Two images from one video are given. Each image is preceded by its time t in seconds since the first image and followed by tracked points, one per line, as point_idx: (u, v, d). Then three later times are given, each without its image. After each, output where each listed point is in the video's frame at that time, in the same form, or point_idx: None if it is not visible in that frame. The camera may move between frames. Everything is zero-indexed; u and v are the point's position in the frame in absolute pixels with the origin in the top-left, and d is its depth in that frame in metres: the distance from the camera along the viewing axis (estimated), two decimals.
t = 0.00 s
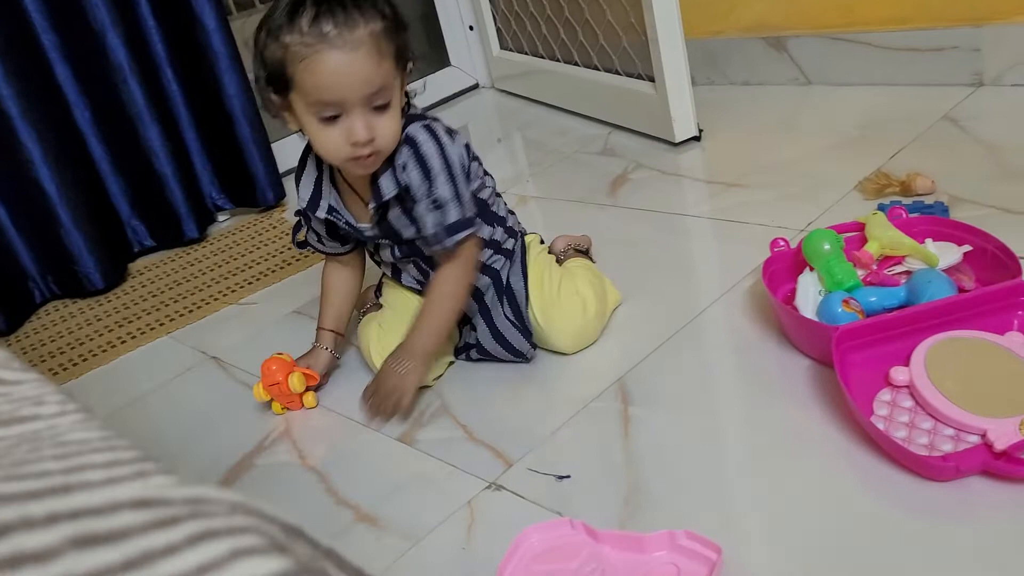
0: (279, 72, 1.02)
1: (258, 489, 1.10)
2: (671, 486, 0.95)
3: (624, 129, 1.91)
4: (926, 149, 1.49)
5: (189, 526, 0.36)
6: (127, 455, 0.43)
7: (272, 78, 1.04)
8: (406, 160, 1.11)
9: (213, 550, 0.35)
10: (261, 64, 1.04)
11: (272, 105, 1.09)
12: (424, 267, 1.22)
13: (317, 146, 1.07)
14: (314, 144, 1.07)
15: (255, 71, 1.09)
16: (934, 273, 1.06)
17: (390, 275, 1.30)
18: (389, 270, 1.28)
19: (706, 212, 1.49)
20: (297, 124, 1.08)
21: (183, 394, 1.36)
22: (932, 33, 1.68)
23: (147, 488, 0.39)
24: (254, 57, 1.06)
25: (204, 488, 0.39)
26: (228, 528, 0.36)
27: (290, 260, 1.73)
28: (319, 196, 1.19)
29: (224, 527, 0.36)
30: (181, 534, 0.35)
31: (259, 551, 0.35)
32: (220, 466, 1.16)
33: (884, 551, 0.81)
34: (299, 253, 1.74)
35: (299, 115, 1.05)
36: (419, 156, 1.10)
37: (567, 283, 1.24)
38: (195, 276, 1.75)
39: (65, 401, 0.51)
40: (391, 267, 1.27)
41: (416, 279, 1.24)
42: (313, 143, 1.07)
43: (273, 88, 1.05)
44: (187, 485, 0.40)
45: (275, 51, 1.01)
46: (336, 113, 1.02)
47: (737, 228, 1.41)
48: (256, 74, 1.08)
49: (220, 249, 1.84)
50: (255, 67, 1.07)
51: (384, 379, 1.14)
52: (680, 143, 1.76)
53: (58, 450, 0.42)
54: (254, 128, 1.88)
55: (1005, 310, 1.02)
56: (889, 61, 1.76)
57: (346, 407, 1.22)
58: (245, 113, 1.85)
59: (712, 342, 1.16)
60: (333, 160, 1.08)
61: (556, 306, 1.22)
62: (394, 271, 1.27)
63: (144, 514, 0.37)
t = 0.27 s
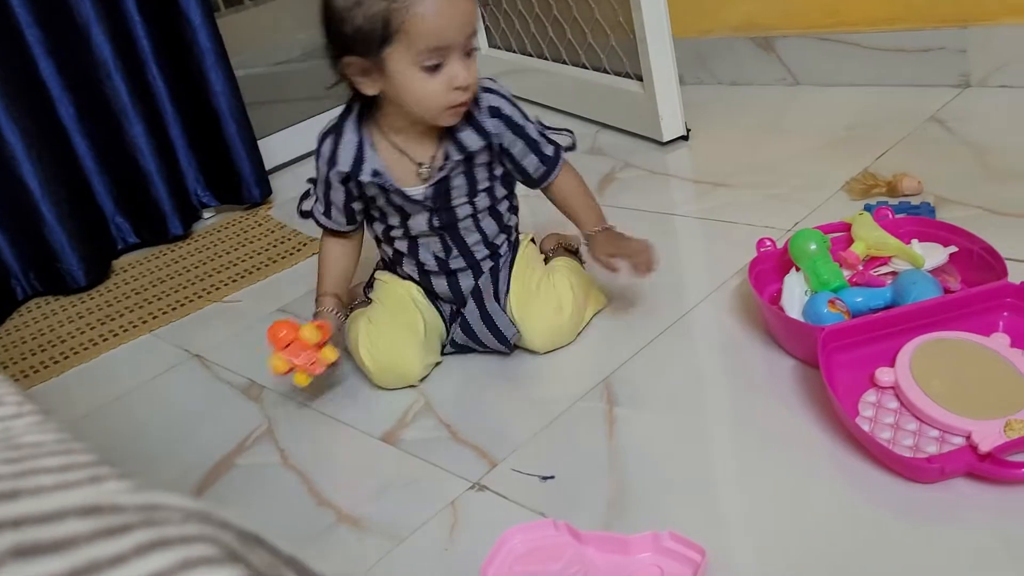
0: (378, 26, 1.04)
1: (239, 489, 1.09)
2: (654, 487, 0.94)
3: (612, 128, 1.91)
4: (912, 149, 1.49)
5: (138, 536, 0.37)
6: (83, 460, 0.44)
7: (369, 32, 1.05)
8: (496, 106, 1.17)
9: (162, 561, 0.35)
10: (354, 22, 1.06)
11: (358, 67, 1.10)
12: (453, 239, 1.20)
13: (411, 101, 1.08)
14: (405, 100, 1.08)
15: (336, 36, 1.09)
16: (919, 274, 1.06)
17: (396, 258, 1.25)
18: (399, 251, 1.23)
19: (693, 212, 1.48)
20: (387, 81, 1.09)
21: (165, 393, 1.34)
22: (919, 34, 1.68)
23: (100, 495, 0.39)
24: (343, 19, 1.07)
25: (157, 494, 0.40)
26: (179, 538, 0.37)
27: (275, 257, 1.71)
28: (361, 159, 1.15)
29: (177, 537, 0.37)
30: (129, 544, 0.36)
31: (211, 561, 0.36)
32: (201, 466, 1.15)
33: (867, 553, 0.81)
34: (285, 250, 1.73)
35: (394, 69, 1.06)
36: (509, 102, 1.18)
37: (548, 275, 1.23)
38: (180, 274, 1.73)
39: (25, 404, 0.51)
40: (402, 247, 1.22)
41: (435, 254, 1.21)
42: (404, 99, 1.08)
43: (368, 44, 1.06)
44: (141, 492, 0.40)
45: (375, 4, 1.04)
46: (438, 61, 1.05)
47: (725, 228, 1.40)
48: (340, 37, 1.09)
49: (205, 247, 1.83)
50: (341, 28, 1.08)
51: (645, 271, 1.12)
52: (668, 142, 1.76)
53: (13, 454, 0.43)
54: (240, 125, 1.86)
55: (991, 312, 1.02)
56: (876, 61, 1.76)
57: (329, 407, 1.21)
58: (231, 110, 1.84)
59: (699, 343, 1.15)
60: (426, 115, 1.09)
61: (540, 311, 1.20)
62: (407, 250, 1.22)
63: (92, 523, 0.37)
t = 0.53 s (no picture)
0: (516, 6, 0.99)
1: (218, 492, 1.08)
2: (634, 491, 0.94)
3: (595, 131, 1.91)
4: (893, 155, 1.50)
5: (100, 550, 0.37)
6: (47, 471, 0.44)
7: (501, 12, 1.00)
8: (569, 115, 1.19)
9: None
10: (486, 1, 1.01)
11: (479, 47, 1.04)
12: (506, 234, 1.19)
13: (531, 87, 1.03)
14: (523, 86, 1.04)
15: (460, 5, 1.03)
16: (897, 280, 1.06)
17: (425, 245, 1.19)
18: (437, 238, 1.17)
19: (676, 216, 1.48)
20: (506, 64, 1.04)
21: (144, 394, 1.33)
22: (900, 41, 1.69)
23: (61, 506, 0.40)
24: None
25: (121, 506, 0.41)
26: (141, 552, 0.38)
27: (257, 258, 1.70)
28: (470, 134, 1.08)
29: (139, 551, 0.38)
30: (89, 558, 0.36)
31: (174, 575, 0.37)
32: (179, 468, 1.14)
33: (843, 558, 0.81)
34: (266, 251, 1.72)
35: (521, 53, 1.02)
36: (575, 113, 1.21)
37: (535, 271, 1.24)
38: (160, 274, 1.72)
39: None
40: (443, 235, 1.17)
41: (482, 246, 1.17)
42: (522, 85, 1.04)
43: (500, 24, 1.01)
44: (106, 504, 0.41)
45: None
46: (567, 50, 1.02)
47: (707, 233, 1.41)
48: (464, 13, 1.03)
49: (187, 247, 1.82)
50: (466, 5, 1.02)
51: (688, 290, 1.26)
52: (651, 146, 1.76)
53: None
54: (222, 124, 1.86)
55: (968, 318, 1.03)
56: (858, 68, 1.78)
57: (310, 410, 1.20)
58: (213, 109, 1.83)
59: (680, 347, 1.16)
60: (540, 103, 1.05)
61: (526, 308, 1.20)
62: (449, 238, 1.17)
63: (52, 536, 0.38)
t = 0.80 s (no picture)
0: (619, 8, 1.00)
1: (209, 493, 1.08)
2: (625, 492, 0.94)
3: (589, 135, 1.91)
4: (884, 160, 1.50)
5: (95, 541, 0.39)
6: (40, 465, 0.45)
7: (603, 11, 1.01)
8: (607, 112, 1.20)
9: (121, 566, 0.37)
10: None
11: (569, 42, 1.04)
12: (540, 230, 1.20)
13: (614, 88, 1.06)
14: (604, 86, 1.06)
15: None
16: (889, 284, 1.07)
17: (467, 241, 1.19)
18: (485, 234, 1.18)
19: (668, 219, 1.49)
20: (592, 61, 1.05)
21: (135, 395, 1.33)
22: (891, 47, 1.71)
23: (56, 500, 0.41)
24: None
25: (116, 499, 0.42)
26: (135, 544, 0.39)
27: (250, 259, 1.70)
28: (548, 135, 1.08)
29: (132, 542, 0.39)
30: (84, 549, 0.38)
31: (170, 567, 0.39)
32: (170, 469, 1.14)
33: (834, 560, 0.81)
34: (259, 253, 1.72)
35: (610, 54, 1.04)
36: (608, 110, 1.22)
37: (542, 277, 1.25)
38: (152, 275, 1.71)
39: None
40: (489, 231, 1.18)
41: (523, 242, 1.20)
42: (604, 85, 1.06)
43: (600, 23, 1.01)
44: (102, 498, 0.42)
45: None
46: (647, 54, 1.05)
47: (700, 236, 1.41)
48: (561, 7, 1.02)
49: (179, 247, 1.81)
50: None
51: (682, 295, 1.27)
52: (644, 149, 1.77)
53: None
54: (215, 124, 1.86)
55: (959, 321, 1.03)
56: (850, 73, 1.79)
57: (301, 413, 1.20)
58: (206, 110, 1.83)
59: (673, 350, 1.16)
60: (614, 103, 1.08)
61: (542, 303, 1.21)
62: (495, 234, 1.18)
63: (47, 527, 0.39)
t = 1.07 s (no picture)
0: (625, 13, 1.01)
1: (205, 499, 1.07)
2: (622, 499, 0.94)
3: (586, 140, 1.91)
4: (880, 166, 1.51)
5: (95, 549, 0.39)
6: (40, 472, 0.46)
7: (609, 17, 1.01)
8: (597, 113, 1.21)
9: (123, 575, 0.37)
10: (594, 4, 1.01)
11: (576, 47, 1.04)
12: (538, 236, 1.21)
13: (616, 89, 1.08)
14: (607, 88, 1.08)
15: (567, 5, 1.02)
16: (886, 290, 1.07)
17: (465, 249, 1.19)
18: (484, 241, 1.18)
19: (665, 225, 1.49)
20: (596, 66, 1.06)
21: (130, 400, 1.32)
22: (887, 54, 1.71)
23: (57, 507, 0.41)
24: None
25: (116, 507, 0.42)
26: (136, 552, 0.39)
27: (246, 264, 1.70)
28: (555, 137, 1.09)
29: (133, 550, 0.39)
30: (85, 557, 0.38)
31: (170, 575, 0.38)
32: (166, 474, 1.13)
33: (831, 567, 0.81)
34: (256, 257, 1.72)
35: (614, 57, 1.05)
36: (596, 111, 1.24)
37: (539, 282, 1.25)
38: (149, 280, 1.71)
39: None
40: (487, 238, 1.18)
41: (521, 249, 1.20)
42: (606, 87, 1.07)
43: (606, 28, 1.02)
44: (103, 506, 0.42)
45: None
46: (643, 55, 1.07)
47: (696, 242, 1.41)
48: (566, 13, 1.02)
49: (176, 253, 1.81)
50: (570, 5, 1.01)
51: (677, 301, 1.27)
52: (641, 155, 1.77)
53: None
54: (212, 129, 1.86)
55: (955, 328, 1.03)
56: (846, 80, 1.79)
57: (297, 418, 1.19)
58: (203, 115, 1.83)
59: (668, 356, 1.16)
60: (613, 103, 1.10)
61: (542, 304, 1.21)
62: (493, 241, 1.19)
63: (49, 536, 0.39)
